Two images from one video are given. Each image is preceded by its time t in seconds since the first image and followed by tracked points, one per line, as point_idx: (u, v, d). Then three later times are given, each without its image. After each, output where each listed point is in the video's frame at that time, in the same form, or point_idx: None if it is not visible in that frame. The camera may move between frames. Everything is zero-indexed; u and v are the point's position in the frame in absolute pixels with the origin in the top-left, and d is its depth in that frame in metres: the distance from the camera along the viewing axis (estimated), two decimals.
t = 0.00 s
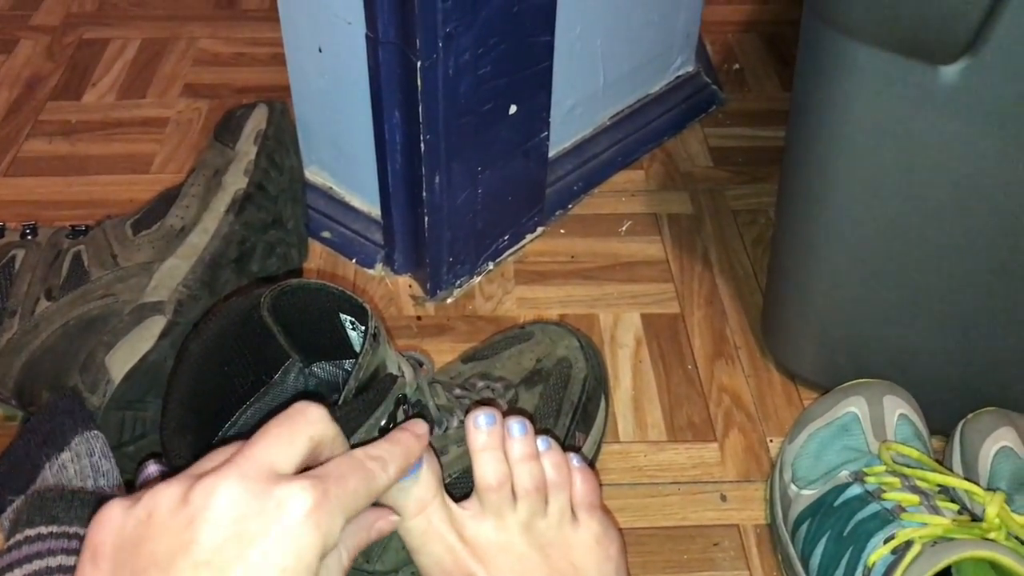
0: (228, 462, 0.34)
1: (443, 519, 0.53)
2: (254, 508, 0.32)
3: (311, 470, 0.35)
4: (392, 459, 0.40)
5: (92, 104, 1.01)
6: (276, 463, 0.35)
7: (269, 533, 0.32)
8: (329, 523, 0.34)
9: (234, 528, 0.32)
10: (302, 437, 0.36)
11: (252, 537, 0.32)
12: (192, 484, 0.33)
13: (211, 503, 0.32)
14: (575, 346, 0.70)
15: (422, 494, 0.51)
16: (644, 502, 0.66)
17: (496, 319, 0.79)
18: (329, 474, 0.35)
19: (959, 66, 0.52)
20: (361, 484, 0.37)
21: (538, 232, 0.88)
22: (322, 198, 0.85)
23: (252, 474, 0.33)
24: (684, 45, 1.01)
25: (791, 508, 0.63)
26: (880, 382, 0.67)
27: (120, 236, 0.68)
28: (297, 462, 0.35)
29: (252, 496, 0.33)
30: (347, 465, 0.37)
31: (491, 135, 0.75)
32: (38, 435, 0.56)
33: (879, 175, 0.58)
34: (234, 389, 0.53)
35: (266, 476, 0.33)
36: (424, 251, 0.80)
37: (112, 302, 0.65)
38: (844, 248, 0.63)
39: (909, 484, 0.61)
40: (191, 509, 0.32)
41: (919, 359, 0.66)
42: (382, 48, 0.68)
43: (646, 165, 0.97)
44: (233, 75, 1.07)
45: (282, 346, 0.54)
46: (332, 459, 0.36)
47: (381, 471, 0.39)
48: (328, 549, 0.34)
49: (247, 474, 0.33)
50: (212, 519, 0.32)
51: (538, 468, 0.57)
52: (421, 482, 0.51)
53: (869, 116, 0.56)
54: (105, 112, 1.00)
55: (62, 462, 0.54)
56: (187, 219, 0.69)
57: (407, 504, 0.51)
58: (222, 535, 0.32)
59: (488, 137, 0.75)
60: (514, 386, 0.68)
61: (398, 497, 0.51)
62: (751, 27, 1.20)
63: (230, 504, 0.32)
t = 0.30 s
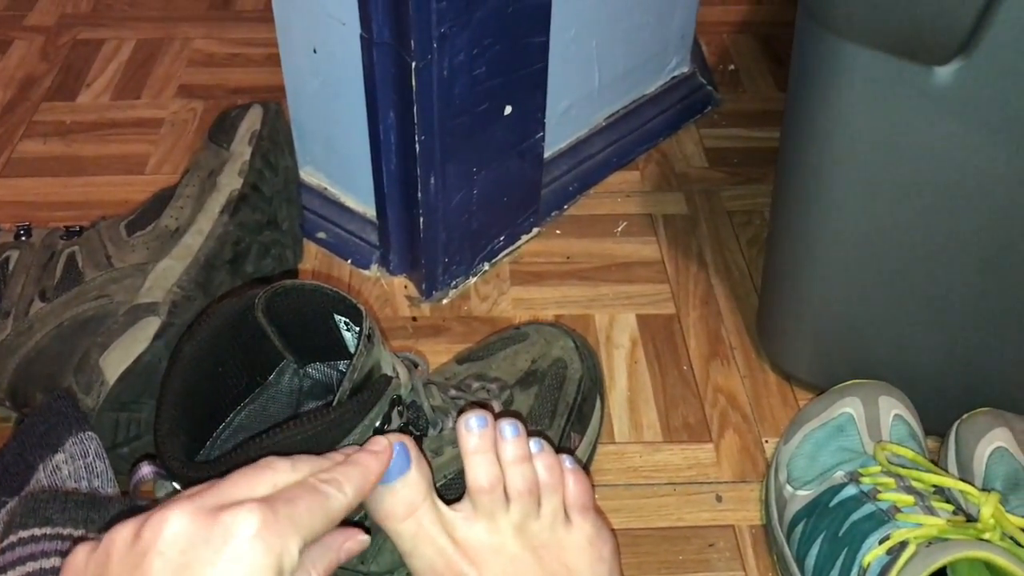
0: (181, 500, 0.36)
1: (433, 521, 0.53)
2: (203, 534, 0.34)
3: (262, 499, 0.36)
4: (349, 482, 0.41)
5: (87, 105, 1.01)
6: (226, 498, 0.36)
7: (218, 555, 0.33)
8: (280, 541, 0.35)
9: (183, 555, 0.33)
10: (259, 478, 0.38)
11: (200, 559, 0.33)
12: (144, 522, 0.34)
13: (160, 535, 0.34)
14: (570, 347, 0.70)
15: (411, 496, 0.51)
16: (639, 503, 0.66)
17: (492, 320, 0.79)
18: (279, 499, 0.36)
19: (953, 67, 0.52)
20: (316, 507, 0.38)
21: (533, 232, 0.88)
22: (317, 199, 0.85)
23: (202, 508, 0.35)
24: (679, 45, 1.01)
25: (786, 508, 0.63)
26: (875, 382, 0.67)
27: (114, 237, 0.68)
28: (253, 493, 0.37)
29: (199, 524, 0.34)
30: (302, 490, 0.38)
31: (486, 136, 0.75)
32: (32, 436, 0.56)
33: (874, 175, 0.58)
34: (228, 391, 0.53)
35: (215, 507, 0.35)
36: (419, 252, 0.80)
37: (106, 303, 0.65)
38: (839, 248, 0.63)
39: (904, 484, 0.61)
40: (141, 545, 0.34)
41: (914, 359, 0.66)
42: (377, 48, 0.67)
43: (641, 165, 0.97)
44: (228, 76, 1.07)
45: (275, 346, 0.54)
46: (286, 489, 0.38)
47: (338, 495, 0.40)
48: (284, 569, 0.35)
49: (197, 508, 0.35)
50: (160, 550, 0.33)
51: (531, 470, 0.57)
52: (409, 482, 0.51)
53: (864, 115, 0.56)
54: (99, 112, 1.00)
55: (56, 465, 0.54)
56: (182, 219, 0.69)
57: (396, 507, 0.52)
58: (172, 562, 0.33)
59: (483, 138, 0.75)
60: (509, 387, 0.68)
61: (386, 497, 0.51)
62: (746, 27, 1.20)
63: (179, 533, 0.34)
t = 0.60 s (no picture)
0: (212, 459, 0.35)
1: (438, 516, 0.53)
2: (240, 499, 0.33)
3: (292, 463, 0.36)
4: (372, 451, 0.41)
5: (84, 104, 1.01)
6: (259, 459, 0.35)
7: (255, 521, 0.33)
8: (314, 505, 0.35)
9: (219, 520, 0.33)
10: (285, 433, 0.36)
11: (238, 524, 0.33)
12: (177, 485, 0.34)
13: (195, 499, 0.33)
14: (569, 347, 0.70)
15: (417, 491, 0.51)
16: (638, 504, 0.66)
17: (490, 320, 0.79)
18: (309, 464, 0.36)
19: (953, 68, 0.52)
20: (343, 475, 0.38)
21: (532, 233, 0.88)
22: (315, 199, 0.85)
23: (236, 469, 0.34)
24: (678, 46, 1.01)
25: (785, 510, 0.63)
26: (874, 384, 0.67)
27: (111, 237, 0.68)
28: (280, 453, 0.36)
29: (235, 487, 0.33)
30: (331, 458, 0.38)
31: (485, 136, 0.75)
32: (28, 438, 0.56)
33: (875, 176, 0.58)
34: (225, 391, 0.53)
35: (248, 470, 0.34)
36: (417, 253, 0.80)
37: (103, 304, 0.65)
38: (838, 249, 0.63)
39: (903, 486, 0.61)
40: (176, 507, 0.33)
41: (913, 361, 0.66)
42: (375, 48, 0.67)
43: (640, 166, 0.97)
44: (226, 76, 1.06)
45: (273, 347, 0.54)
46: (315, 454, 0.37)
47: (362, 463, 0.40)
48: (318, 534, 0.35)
49: (232, 469, 0.34)
50: (197, 514, 0.33)
51: (534, 469, 0.57)
52: (416, 477, 0.51)
53: (864, 117, 0.56)
54: (96, 112, 1.00)
55: (53, 465, 0.53)
56: (179, 220, 0.69)
57: (402, 501, 0.51)
58: (208, 527, 0.32)
59: (482, 138, 0.75)
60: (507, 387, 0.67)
61: (392, 492, 0.51)
62: (744, 28, 1.20)
63: (213, 498, 0.33)
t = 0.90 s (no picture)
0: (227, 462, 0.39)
1: (433, 519, 0.53)
2: (260, 486, 0.37)
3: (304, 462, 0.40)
4: (372, 449, 0.45)
5: (84, 105, 1.01)
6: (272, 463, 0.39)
7: (277, 505, 0.37)
8: (328, 495, 0.38)
9: (240, 507, 0.36)
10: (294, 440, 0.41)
11: (259, 509, 0.36)
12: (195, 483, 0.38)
13: (215, 492, 0.37)
14: (568, 348, 0.71)
15: (411, 493, 0.52)
16: (636, 505, 0.66)
17: (489, 322, 0.79)
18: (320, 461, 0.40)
19: (951, 72, 0.52)
20: (349, 470, 0.41)
21: (531, 235, 0.88)
22: (315, 200, 0.85)
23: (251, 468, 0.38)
24: (677, 48, 1.01)
25: (783, 511, 0.63)
26: (871, 385, 0.67)
27: (112, 238, 0.68)
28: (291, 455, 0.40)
29: (252, 480, 0.37)
30: (339, 457, 0.42)
31: (484, 138, 0.76)
32: (28, 437, 0.56)
33: (873, 179, 0.58)
34: (227, 392, 0.53)
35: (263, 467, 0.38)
36: (416, 254, 0.80)
37: (103, 304, 0.65)
38: (836, 252, 0.63)
39: (900, 488, 0.61)
40: (200, 496, 0.37)
41: (910, 363, 0.66)
42: (375, 51, 0.68)
43: (639, 168, 0.97)
44: (225, 77, 1.07)
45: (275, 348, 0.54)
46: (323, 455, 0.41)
47: (362, 462, 0.44)
48: (333, 520, 0.38)
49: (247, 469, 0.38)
50: (219, 502, 0.37)
51: (531, 472, 0.57)
52: (411, 480, 0.51)
53: (862, 120, 0.57)
54: (96, 113, 1.00)
55: (53, 465, 0.53)
56: (179, 221, 0.69)
57: (396, 504, 0.52)
58: (229, 513, 0.36)
59: (481, 140, 0.75)
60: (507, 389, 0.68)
61: (386, 495, 0.51)
62: (743, 31, 1.20)
63: (232, 488, 0.37)
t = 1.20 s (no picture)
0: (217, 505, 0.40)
1: (437, 522, 0.53)
2: (245, 526, 0.39)
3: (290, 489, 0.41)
4: (369, 459, 0.46)
5: (88, 108, 1.01)
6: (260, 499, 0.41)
7: (263, 540, 0.38)
8: (315, 520, 0.40)
9: (228, 546, 0.38)
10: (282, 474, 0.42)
11: (246, 547, 0.38)
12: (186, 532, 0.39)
13: (203, 536, 0.39)
14: (571, 351, 0.71)
15: (415, 497, 0.52)
16: (640, 507, 0.66)
17: (492, 325, 0.80)
18: (306, 487, 0.41)
19: (953, 76, 0.52)
20: (340, 489, 0.43)
21: (534, 238, 0.89)
22: (318, 203, 0.86)
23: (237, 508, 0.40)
24: (678, 52, 1.01)
25: (785, 514, 0.63)
26: (874, 388, 0.67)
27: (117, 241, 0.69)
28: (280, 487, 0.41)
29: (237, 520, 0.39)
30: (326, 474, 0.43)
31: (487, 142, 0.76)
32: (35, 439, 0.57)
33: (875, 182, 0.59)
34: (232, 394, 0.53)
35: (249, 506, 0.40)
36: (419, 257, 0.80)
37: (109, 307, 0.65)
38: (838, 254, 0.63)
39: (902, 490, 0.61)
40: (188, 543, 0.39)
41: (912, 365, 0.66)
42: (379, 55, 0.68)
43: (641, 171, 0.98)
44: (229, 80, 1.07)
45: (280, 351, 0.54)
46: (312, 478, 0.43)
47: (358, 475, 0.45)
48: (324, 542, 0.40)
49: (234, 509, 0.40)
50: (207, 544, 0.38)
51: (534, 474, 0.57)
52: (414, 484, 0.52)
53: (864, 123, 0.57)
54: (100, 116, 1.00)
55: (59, 467, 0.54)
56: (184, 224, 0.70)
57: (401, 508, 0.52)
58: (217, 554, 0.38)
59: (485, 143, 0.76)
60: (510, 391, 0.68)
61: (390, 499, 0.52)
62: (744, 35, 1.21)
63: (218, 530, 0.39)
